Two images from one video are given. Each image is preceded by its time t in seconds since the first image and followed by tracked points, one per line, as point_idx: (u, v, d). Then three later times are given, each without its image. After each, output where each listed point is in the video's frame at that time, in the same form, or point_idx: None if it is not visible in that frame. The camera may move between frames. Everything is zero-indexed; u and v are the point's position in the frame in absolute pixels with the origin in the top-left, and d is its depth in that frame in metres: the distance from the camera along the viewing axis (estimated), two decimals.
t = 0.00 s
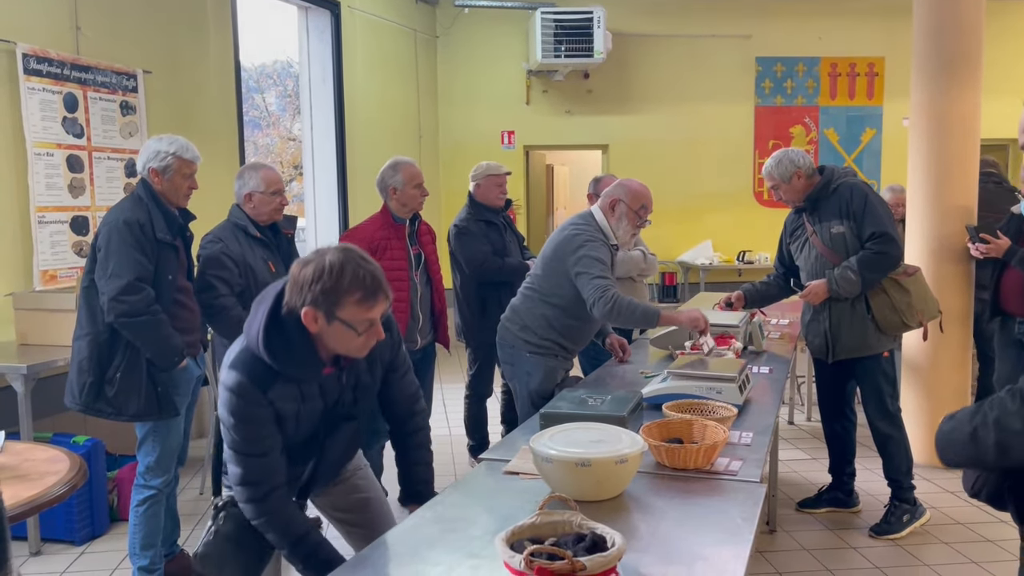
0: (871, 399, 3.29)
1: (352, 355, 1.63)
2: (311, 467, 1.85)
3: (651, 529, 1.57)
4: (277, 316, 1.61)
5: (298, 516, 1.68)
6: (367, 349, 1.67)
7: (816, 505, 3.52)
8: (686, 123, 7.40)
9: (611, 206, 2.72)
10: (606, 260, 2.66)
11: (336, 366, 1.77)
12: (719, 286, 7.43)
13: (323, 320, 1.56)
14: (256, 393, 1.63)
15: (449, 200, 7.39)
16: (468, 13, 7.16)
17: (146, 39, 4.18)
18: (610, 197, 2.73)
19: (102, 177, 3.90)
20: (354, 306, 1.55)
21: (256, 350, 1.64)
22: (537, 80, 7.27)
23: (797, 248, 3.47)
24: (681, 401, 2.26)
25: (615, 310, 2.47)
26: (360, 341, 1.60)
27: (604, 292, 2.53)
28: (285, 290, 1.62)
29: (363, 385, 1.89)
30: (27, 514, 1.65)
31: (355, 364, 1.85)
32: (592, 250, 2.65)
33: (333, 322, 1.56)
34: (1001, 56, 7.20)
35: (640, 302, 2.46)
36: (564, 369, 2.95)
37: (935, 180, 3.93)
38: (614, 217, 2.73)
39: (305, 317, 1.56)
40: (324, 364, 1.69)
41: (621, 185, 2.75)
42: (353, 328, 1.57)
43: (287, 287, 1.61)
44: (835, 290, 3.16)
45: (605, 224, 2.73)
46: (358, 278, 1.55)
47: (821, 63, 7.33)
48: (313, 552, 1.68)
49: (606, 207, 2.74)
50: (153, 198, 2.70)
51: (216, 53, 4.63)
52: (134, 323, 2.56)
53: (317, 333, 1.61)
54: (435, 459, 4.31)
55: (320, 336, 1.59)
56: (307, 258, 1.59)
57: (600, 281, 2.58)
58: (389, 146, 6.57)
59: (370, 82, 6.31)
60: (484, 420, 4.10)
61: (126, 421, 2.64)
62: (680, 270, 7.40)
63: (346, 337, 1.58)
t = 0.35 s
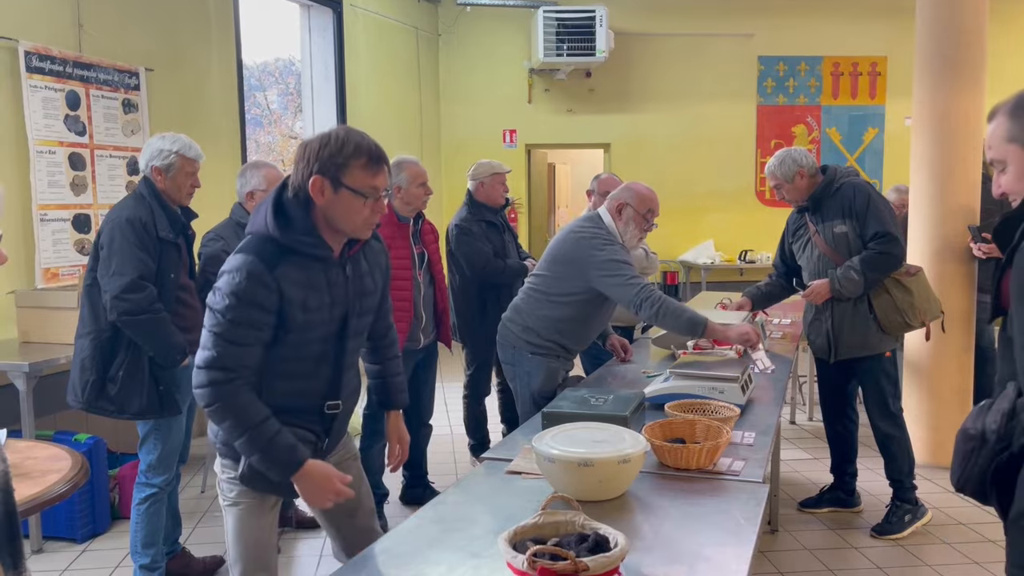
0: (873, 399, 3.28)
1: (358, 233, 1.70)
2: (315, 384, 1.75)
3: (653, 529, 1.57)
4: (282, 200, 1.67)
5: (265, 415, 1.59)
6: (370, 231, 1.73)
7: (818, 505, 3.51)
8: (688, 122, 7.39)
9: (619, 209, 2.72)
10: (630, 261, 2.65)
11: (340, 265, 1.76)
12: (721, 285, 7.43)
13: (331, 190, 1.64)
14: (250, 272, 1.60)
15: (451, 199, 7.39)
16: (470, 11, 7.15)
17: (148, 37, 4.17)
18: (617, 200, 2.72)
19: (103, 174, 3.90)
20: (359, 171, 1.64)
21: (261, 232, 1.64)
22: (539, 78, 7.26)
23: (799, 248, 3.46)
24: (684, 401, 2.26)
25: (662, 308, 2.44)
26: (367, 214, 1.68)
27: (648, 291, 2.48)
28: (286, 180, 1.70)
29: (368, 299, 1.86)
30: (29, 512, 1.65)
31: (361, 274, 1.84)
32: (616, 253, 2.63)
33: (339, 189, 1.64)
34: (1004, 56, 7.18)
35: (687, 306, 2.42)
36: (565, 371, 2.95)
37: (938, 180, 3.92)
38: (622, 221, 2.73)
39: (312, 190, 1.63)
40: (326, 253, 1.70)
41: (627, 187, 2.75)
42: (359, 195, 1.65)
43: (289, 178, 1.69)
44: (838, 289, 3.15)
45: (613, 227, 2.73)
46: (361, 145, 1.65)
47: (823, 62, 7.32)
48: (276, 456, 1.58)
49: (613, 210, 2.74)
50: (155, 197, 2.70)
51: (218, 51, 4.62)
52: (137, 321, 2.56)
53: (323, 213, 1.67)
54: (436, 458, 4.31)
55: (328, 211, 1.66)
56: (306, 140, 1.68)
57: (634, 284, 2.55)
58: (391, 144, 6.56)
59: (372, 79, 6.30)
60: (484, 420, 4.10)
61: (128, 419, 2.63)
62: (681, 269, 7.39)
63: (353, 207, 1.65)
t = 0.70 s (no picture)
0: (876, 398, 3.28)
1: (398, 194, 1.80)
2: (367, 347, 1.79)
3: (655, 528, 1.57)
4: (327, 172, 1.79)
5: (312, 358, 1.65)
6: (410, 193, 1.83)
7: (819, 505, 3.51)
8: (690, 121, 7.38)
9: (626, 213, 2.73)
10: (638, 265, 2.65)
11: (386, 228, 1.85)
12: (723, 285, 7.42)
13: (369, 155, 1.74)
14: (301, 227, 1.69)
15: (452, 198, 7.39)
16: (473, 10, 7.15)
17: (151, 36, 4.18)
18: (624, 204, 2.73)
19: (106, 173, 3.90)
20: (394, 132, 1.75)
21: (309, 196, 1.74)
22: (542, 77, 7.26)
23: (802, 248, 3.46)
24: (687, 401, 2.25)
25: (677, 315, 2.41)
26: (405, 175, 1.79)
27: (662, 299, 2.46)
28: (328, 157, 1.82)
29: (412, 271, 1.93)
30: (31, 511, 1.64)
31: (405, 245, 1.92)
32: (627, 257, 2.63)
33: (376, 150, 1.74)
34: (1007, 55, 7.17)
35: (700, 316, 2.38)
36: (565, 372, 2.94)
37: (941, 180, 3.91)
38: (630, 224, 2.74)
39: (352, 157, 1.74)
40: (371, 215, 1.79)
41: (633, 190, 2.76)
42: (396, 155, 1.76)
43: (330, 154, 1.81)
44: (841, 289, 3.15)
45: (620, 230, 2.74)
46: (388, 107, 1.77)
47: (826, 62, 7.31)
48: (324, 394, 1.64)
49: (620, 213, 2.74)
50: (159, 195, 2.69)
51: (221, 49, 4.63)
52: (140, 320, 2.56)
53: (364, 178, 1.78)
54: (437, 457, 4.31)
55: (368, 175, 1.76)
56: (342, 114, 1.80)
57: (646, 289, 2.53)
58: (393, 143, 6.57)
59: (374, 78, 6.29)
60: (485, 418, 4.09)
61: (131, 417, 2.63)
62: (683, 269, 7.38)
63: (391, 165, 1.76)
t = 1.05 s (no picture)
0: (878, 398, 3.28)
1: (446, 201, 1.97)
2: (410, 329, 1.91)
3: (658, 527, 1.58)
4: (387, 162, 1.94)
5: (357, 330, 1.75)
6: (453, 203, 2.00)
7: (821, 504, 3.52)
8: (693, 120, 7.38)
9: (626, 207, 2.74)
10: (629, 261, 2.64)
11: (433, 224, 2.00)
12: (725, 284, 7.43)
13: (432, 158, 1.90)
14: (361, 207, 1.81)
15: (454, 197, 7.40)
16: (475, 9, 7.16)
17: (154, 35, 4.19)
18: (624, 199, 2.74)
19: (109, 171, 3.90)
20: (461, 146, 1.91)
21: (370, 180, 1.88)
22: (544, 77, 7.27)
23: (804, 248, 3.47)
24: (690, 400, 2.26)
25: (650, 309, 2.39)
26: (454, 188, 1.96)
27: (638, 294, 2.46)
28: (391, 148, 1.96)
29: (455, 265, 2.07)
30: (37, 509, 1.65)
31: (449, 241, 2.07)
32: (616, 252, 2.63)
33: (439, 154, 1.90)
34: (1010, 54, 7.16)
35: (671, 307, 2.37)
36: (569, 369, 2.95)
37: (943, 179, 3.91)
38: (628, 219, 2.75)
39: (416, 155, 1.89)
40: (424, 214, 1.94)
41: (635, 187, 2.77)
42: (456, 166, 1.92)
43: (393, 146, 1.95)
44: (843, 289, 3.16)
45: (619, 225, 2.75)
46: (458, 117, 1.93)
47: (829, 61, 7.31)
48: (365, 365, 1.73)
49: (620, 208, 2.75)
50: (164, 194, 2.70)
51: (225, 47, 4.65)
52: (145, 318, 2.57)
53: (420, 176, 1.93)
54: (439, 455, 4.32)
55: (424, 177, 1.92)
56: (415, 111, 1.94)
57: (629, 285, 2.53)
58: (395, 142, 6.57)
59: (377, 76, 6.29)
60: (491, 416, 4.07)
61: (135, 415, 2.64)
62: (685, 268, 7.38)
63: (449, 173, 1.92)
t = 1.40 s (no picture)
0: (881, 397, 3.28)
1: (475, 207, 2.01)
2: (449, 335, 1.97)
3: (660, 525, 1.58)
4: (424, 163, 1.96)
5: (420, 343, 1.80)
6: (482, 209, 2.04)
7: (824, 503, 3.52)
8: (696, 119, 7.38)
9: (624, 206, 2.75)
10: (619, 259, 2.67)
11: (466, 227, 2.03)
12: (727, 283, 7.42)
13: (468, 164, 1.93)
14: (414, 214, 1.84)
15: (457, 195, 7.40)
16: (478, 8, 7.16)
17: (158, 34, 4.19)
18: (624, 197, 2.75)
19: (113, 170, 3.88)
20: (498, 157, 1.95)
21: (411, 182, 1.89)
22: (547, 75, 7.27)
23: (807, 246, 3.47)
24: (692, 398, 2.27)
25: (631, 313, 2.44)
26: (485, 195, 2.00)
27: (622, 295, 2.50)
28: (428, 149, 1.98)
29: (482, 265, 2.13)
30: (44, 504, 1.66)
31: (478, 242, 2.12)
32: (604, 250, 2.65)
33: (478, 163, 1.93)
34: (1013, 53, 7.15)
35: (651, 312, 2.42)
36: (570, 366, 2.96)
37: (946, 179, 3.91)
38: (625, 217, 2.76)
39: (453, 159, 1.92)
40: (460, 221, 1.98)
41: (635, 184, 2.78)
42: (490, 175, 1.96)
43: (431, 147, 1.97)
44: (845, 288, 3.16)
45: (616, 222, 2.77)
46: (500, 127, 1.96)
47: (832, 60, 7.31)
48: (431, 376, 1.79)
49: (618, 206, 2.76)
50: (169, 193, 2.71)
51: (229, 45, 4.67)
52: (150, 316, 2.57)
53: (455, 181, 1.95)
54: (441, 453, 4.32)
55: (458, 181, 1.94)
56: (455, 115, 1.97)
57: (615, 284, 2.57)
58: (398, 140, 6.58)
59: (380, 74, 6.29)
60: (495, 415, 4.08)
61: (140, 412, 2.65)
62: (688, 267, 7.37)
63: (483, 182, 1.96)
